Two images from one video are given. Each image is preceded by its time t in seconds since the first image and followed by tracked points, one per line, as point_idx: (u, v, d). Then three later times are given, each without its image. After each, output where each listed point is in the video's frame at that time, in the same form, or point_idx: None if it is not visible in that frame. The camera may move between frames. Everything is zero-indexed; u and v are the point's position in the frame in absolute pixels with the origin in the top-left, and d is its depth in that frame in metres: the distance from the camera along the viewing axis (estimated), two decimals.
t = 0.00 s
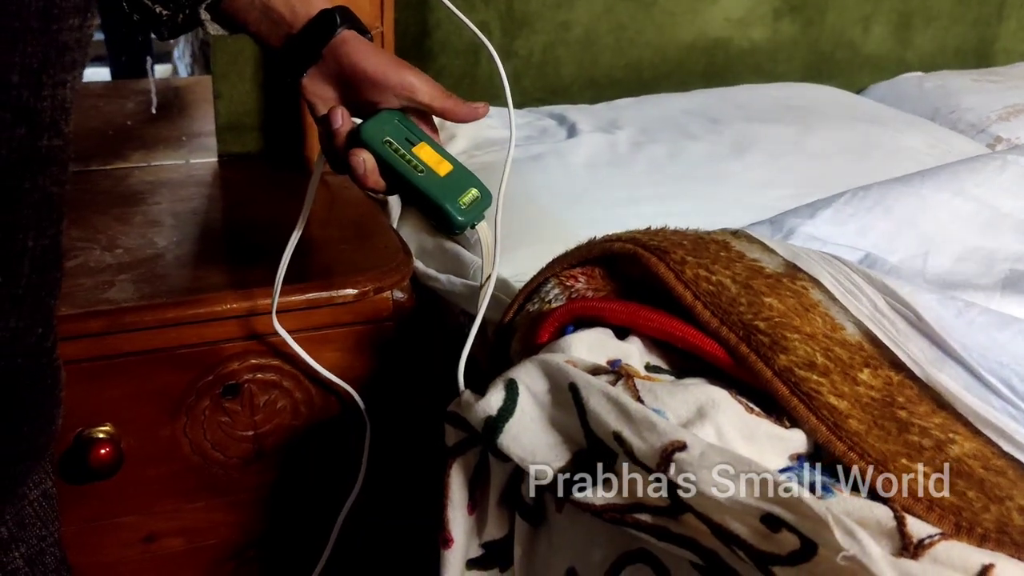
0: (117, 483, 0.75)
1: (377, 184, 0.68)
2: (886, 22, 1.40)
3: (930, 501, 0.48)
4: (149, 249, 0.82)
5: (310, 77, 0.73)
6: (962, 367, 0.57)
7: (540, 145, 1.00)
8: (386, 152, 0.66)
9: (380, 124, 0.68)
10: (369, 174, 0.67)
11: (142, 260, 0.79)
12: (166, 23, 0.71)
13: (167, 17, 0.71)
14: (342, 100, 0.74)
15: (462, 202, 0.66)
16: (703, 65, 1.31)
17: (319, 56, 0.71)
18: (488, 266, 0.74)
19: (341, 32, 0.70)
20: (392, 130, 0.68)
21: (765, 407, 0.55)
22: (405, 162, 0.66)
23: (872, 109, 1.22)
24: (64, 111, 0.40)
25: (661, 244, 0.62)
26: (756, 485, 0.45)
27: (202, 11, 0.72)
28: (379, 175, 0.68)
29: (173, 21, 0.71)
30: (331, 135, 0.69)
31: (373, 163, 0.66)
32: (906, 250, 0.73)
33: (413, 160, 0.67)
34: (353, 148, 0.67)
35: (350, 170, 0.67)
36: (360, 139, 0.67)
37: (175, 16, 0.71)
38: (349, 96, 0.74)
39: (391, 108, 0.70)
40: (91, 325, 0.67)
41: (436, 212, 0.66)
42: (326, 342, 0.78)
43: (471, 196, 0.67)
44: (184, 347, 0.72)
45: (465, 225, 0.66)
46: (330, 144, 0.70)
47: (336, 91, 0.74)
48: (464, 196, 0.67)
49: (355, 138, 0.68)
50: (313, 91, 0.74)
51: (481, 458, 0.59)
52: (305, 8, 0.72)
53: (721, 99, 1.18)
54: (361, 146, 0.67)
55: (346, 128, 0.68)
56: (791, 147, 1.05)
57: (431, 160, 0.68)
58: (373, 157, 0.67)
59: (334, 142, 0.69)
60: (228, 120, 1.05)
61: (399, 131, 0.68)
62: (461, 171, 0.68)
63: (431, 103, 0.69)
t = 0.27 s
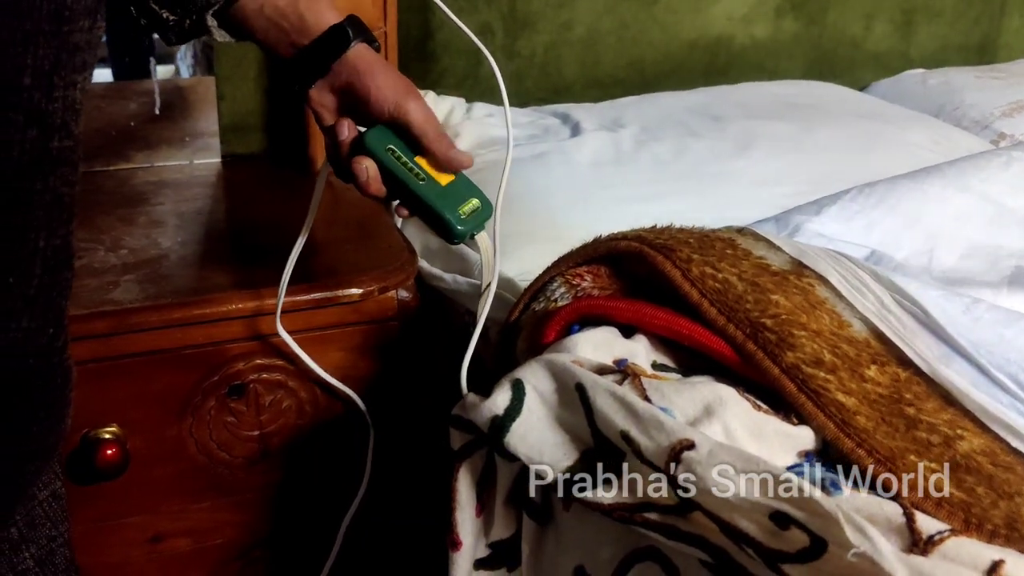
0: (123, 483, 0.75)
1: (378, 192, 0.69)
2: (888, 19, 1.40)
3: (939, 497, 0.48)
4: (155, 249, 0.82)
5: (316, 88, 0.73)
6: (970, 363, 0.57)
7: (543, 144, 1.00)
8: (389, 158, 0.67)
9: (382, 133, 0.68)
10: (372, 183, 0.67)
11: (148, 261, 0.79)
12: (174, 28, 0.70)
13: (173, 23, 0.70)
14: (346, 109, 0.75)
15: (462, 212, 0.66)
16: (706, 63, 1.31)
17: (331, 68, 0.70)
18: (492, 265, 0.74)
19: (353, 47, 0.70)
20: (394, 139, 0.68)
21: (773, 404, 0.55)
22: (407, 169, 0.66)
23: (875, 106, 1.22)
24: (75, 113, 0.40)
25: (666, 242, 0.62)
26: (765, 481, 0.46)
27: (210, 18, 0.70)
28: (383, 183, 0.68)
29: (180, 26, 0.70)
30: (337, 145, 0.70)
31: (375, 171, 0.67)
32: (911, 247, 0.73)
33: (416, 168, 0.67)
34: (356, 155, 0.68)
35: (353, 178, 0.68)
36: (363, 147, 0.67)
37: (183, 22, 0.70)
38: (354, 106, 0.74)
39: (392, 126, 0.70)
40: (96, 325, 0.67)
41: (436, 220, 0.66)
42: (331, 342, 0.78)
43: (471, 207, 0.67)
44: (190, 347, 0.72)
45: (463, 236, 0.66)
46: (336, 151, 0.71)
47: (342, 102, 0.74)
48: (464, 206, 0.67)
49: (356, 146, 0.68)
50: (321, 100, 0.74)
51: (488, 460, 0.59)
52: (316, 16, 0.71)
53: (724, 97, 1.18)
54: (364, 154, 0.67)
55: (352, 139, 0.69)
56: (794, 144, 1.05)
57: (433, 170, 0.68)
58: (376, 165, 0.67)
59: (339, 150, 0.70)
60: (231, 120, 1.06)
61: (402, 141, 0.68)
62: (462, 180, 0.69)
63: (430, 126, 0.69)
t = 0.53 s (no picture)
0: (123, 480, 0.75)
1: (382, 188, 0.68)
2: (887, 13, 1.40)
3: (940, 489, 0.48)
4: (154, 246, 0.81)
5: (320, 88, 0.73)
6: (972, 354, 0.57)
7: (543, 139, 1.00)
8: (390, 153, 0.66)
9: (382, 127, 0.68)
10: (375, 178, 0.67)
11: (147, 257, 0.79)
12: (178, 27, 0.70)
13: (179, 21, 0.69)
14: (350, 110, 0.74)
15: (462, 206, 0.66)
16: (705, 57, 1.31)
17: (333, 68, 0.71)
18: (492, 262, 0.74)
19: (358, 45, 0.70)
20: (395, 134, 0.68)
21: (774, 397, 0.55)
22: (408, 163, 0.66)
23: (874, 100, 1.21)
24: (74, 107, 0.40)
25: (667, 236, 0.62)
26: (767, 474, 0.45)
27: (215, 17, 0.70)
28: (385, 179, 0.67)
29: (185, 25, 0.70)
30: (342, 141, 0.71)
31: (378, 165, 0.66)
32: (911, 239, 0.73)
33: (417, 162, 0.67)
34: (358, 150, 0.67)
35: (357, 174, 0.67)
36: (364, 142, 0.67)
37: (188, 20, 0.69)
38: (358, 108, 0.74)
39: (394, 121, 0.71)
40: (96, 322, 0.67)
41: (438, 215, 0.66)
42: (333, 338, 0.78)
43: (473, 201, 0.67)
44: (190, 344, 0.72)
45: (466, 229, 0.66)
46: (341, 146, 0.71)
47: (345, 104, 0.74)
48: (465, 201, 0.67)
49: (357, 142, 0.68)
50: (325, 102, 0.74)
51: (490, 455, 0.59)
52: (323, 16, 0.71)
53: (723, 92, 1.18)
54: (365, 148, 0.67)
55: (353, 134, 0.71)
56: (794, 138, 1.05)
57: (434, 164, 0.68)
58: (378, 160, 0.66)
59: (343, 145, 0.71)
60: (229, 116, 1.05)
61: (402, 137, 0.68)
62: (463, 176, 0.69)
63: (434, 118, 0.69)
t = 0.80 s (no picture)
0: (124, 480, 0.75)
1: (388, 188, 0.68)
2: (887, 10, 1.40)
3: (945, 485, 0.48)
4: (155, 245, 0.81)
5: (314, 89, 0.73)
6: (975, 350, 0.57)
7: (544, 137, 1.00)
8: (393, 151, 0.66)
9: (383, 125, 0.67)
10: (381, 177, 0.66)
11: (147, 256, 0.79)
12: (170, 26, 0.70)
13: (171, 20, 0.69)
14: (346, 112, 0.74)
15: (471, 199, 0.66)
16: (705, 55, 1.30)
17: (327, 67, 0.71)
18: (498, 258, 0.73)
19: (350, 44, 0.70)
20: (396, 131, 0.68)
21: (777, 393, 0.55)
22: (413, 159, 0.66)
23: (874, 97, 1.21)
24: (71, 106, 0.39)
25: (669, 233, 0.62)
26: (772, 469, 0.45)
27: (207, 16, 0.70)
28: (391, 178, 0.67)
29: (177, 25, 0.70)
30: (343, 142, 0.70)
31: (384, 163, 0.66)
32: (913, 236, 0.73)
33: (421, 158, 0.66)
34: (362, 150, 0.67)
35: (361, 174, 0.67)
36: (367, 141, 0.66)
37: (180, 20, 0.69)
38: (353, 108, 0.73)
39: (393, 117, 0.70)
40: (96, 321, 0.67)
41: (447, 210, 0.66)
42: (334, 336, 0.78)
43: (479, 193, 0.67)
44: (191, 342, 0.72)
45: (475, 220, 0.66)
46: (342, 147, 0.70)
47: (342, 105, 0.73)
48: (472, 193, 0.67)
49: (360, 140, 0.68)
50: (320, 105, 0.74)
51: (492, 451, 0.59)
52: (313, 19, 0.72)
53: (724, 90, 1.18)
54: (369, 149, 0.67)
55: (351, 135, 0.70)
56: (795, 136, 1.05)
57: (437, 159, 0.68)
58: (382, 160, 0.66)
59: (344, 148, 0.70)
60: (229, 115, 1.05)
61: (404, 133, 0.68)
62: (464, 168, 0.69)
63: (434, 110, 0.69)
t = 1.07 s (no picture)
0: (130, 482, 0.75)
1: (402, 186, 0.67)
2: (892, 10, 1.40)
3: (954, 488, 0.48)
4: (160, 248, 0.81)
5: (315, 85, 0.73)
6: (983, 352, 0.56)
7: (549, 139, 1.00)
8: (409, 150, 0.66)
9: (395, 120, 0.66)
10: (395, 175, 0.66)
11: (153, 259, 0.79)
12: (172, 27, 0.70)
13: (173, 21, 0.69)
14: (348, 108, 0.74)
15: (487, 194, 0.66)
16: (710, 56, 1.30)
17: (326, 63, 0.71)
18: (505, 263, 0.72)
19: (349, 40, 0.71)
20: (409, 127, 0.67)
21: (785, 395, 0.55)
22: (428, 158, 0.66)
23: (880, 97, 1.21)
24: (79, 109, 0.39)
25: (675, 235, 0.62)
26: (782, 470, 0.45)
27: (208, 16, 0.70)
28: (405, 177, 0.67)
29: (179, 25, 0.70)
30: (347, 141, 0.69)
31: (399, 161, 0.65)
32: (920, 237, 0.72)
33: (436, 156, 0.66)
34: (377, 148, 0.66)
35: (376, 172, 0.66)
36: (382, 139, 0.66)
37: (181, 20, 0.70)
38: (356, 104, 0.73)
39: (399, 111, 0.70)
40: (103, 325, 0.67)
41: (462, 207, 0.66)
42: (339, 338, 0.78)
43: (493, 190, 0.68)
44: (197, 345, 0.72)
45: (490, 217, 0.67)
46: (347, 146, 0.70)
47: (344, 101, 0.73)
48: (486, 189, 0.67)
49: (374, 137, 0.67)
50: (321, 102, 0.73)
51: (499, 453, 0.59)
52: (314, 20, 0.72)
53: (729, 90, 1.18)
54: (383, 146, 0.66)
55: (362, 131, 0.68)
56: (800, 136, 1.04)
57: (448, 157, 0.68)
58: (398, 156, 0.65)
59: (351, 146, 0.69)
60: (234, 118, 1.05)
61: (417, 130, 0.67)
62: (475, 163, 0.69)
63: (438, 102, 0.70)
